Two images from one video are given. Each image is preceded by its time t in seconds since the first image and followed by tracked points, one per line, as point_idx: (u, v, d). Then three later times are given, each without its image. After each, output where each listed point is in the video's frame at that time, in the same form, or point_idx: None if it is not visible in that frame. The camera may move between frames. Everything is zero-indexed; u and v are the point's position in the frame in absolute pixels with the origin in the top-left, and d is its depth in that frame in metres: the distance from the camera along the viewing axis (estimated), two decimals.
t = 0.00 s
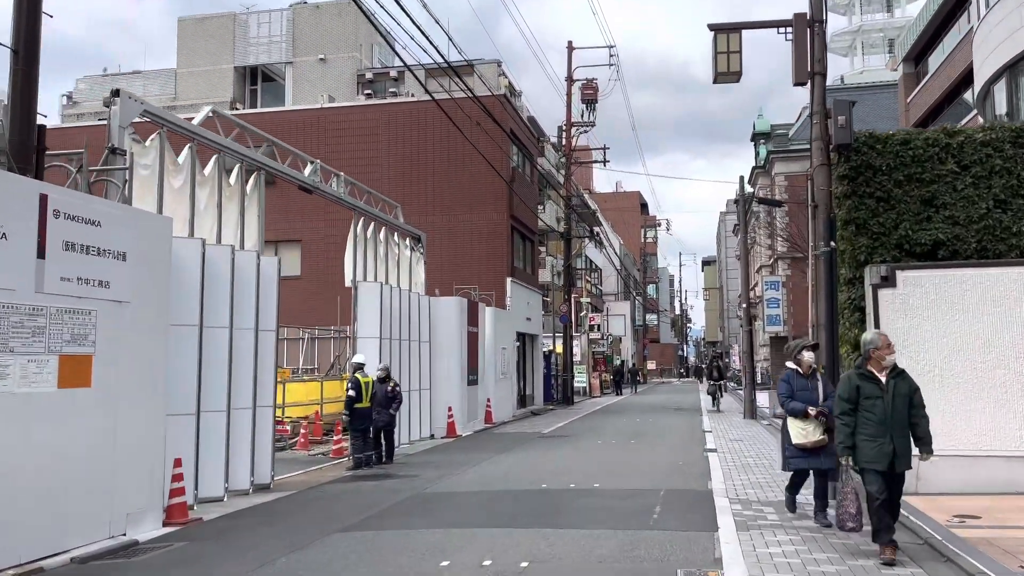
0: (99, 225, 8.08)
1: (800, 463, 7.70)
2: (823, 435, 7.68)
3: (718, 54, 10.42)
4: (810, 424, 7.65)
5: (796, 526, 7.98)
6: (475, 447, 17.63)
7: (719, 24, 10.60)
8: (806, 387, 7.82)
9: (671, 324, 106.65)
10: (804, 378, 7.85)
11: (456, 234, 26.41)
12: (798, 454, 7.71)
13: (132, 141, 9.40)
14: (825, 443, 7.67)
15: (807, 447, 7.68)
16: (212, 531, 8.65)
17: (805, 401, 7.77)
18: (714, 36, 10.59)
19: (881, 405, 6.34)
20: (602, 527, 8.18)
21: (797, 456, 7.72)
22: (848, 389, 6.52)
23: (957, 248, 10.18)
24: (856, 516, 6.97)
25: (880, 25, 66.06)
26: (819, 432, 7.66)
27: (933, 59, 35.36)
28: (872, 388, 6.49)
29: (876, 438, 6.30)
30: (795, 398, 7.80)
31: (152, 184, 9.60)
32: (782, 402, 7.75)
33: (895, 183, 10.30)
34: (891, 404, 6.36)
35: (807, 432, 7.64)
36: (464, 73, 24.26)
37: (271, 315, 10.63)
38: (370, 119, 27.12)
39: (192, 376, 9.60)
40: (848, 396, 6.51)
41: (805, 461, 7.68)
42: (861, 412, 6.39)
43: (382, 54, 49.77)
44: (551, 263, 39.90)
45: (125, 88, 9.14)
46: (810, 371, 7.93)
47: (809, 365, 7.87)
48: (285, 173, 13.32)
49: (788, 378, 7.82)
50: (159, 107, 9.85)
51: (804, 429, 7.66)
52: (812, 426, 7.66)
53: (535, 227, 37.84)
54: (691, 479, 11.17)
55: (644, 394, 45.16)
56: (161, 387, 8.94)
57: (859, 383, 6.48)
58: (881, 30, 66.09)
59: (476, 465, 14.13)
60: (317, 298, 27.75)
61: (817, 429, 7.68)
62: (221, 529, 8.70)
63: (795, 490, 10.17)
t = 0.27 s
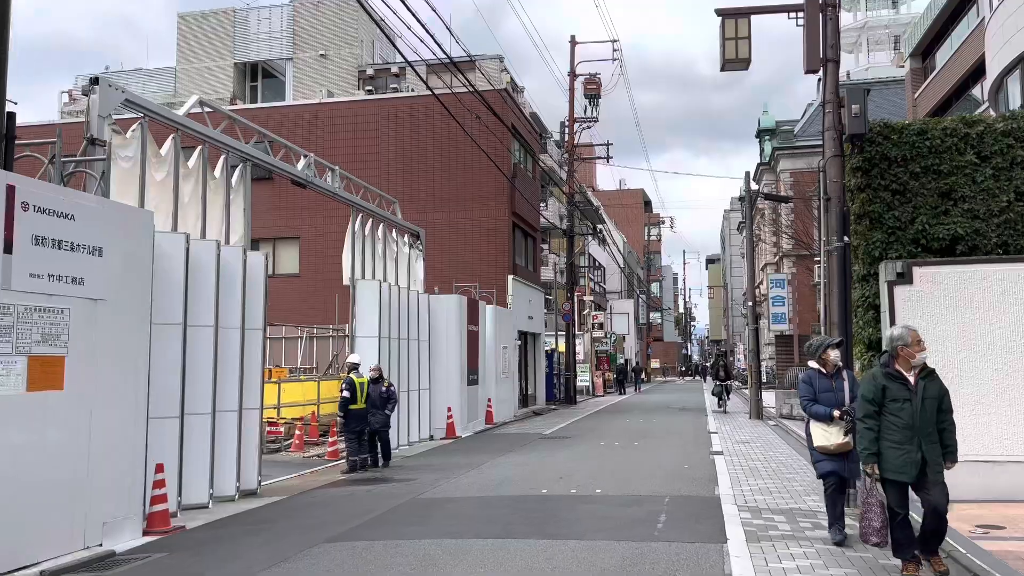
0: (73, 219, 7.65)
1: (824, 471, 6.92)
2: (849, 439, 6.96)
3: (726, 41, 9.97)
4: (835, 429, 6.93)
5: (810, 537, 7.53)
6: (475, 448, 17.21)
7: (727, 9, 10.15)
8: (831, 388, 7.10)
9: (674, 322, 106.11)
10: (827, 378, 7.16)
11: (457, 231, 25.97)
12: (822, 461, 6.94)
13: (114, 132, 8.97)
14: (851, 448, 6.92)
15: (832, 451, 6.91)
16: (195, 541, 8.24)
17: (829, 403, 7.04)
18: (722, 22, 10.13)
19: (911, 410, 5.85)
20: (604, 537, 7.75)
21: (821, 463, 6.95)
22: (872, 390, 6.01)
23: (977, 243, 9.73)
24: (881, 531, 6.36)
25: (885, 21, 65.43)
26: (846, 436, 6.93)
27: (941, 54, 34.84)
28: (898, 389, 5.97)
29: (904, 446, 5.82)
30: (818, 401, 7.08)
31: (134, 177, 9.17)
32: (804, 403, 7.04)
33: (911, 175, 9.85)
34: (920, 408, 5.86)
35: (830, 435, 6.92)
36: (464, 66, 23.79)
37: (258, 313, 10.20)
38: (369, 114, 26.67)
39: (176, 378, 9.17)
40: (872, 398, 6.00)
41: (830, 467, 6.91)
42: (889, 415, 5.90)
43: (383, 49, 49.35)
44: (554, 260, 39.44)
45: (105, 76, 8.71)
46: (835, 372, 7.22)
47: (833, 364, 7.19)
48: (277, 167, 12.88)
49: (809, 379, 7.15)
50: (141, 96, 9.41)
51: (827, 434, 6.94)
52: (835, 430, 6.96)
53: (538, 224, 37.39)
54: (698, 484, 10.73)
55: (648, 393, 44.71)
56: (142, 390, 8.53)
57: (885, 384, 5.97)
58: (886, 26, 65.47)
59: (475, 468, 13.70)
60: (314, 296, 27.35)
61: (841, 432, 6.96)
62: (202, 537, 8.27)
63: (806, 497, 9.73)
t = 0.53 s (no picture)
0: (38, 204, 7.27)
1: (843, 478, 6.38)
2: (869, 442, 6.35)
3: (726, 21, 9.56)
4: (852, 431, 6.36)
5: (813, 540, 7.13)
6: (470, 446, 16.82)
7: None
8: (846, 387, 6.56)
9: (677, 320, 105.65)
10: (842, 376, 6.62)
11: (454, 225, 25.59)
12: (841, 466, 6.39)
13: (87, 117, 8.60)
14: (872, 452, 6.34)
15: (851, 457, 6.34)
16: (169, 541, 7.87)
17: (844, 404, 6.51)
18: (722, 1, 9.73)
19: (930, 409, 5.30)
20: (596, 538, 7.36)
21: (839, 469, 6.39)
22: (889, 386, 5.47)
23: (987, 232, 9.35)
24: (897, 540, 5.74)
25: (888, 17, 64.92)
26: (865, 439, 6.35)
27: (945, 48, 34.40)
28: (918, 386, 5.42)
29: (921, 448, 5.29)
30: (834, 401, 6.56)
31: (108, 163, 8.79)
32: (818, 404, 6.51)
33: (918, 161, 9.46)
34: (942, 407, 5.31)
35: (846, 440, 6.34)
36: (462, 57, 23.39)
37: (239, 305, 9.81)
38: (366, 107, 26.26)
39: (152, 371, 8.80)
40: (889, 395, 5.46)
41: (849, 474, 6.38)
42: (905, 414, 5.37)
43: (383, 44, 48.98)
44: (554, 256, 39.04)
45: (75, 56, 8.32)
46: (851, 367, 6.68)
47: (847, 360, 6.64)
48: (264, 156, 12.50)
49: (821, 378, 6.60)
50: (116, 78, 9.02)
51: (844, 438, 6.36)
52: (852, 432, 6.37)
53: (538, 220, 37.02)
54: (696, 484, 10.33)
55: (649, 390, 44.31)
56: (115, 384, 8.17)
57: (903, 381, 5.44)
58: (890, 23, 64.96)
59: (468, 466, 13.33)
60: (310, 292, 27.01)
61: (860, 435, 6.35)
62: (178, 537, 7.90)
63: (808, 496, 9.33)
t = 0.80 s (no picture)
0: None
1: (856, 493, 5.50)
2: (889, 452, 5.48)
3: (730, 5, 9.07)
4: (870, 439, 5.46)
5: (822, 556, 6.64)
6: (465, 449, 16.36)
7: None
8: (866, 389, 5.62)
9: (679, 318, 105.26)
10: (861, 376, 5.67)
11: (452, 223, 25.16)
12: (854, 479, 5.51)
13: (54, 106, 8.05)
14: (892, 465, 5.47)
15: (867, 469, 5.48)
16: (137, 555, 7.43)
17: (864, 408, 5.57)
18: None
19: (972, 416, 4.57)
20: (588, 554, 6.90)
21: (852, 482, 5.53)
22: (924, 390, 4.71)
23: (1004, 227, 8.88)
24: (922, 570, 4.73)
25: (893, 13, 64.32)
26: (885, 449, 5.47)
27: (951, 43, 33.86)
28: (957, 390, 4.67)
29: (960, 462, 4.57)
30: (851, 405, 5.61)
31: (78, 156, 8.33)
32: (833, 408, 5.57)
33: (931, 152, 9.00)
34: (985, 416, 4.58)
35: (864, 449, 5.47)
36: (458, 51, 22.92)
37: (217, 304, 9.39)
38: (362, 102, 25.85)
39: (123, 375, 8.34)
40: (924, 400, 4.70)
41: (865, 489, 5.49)
42: (942, 422, 4.64)
43: (382, 40, 48.57)
44: (554, 254, 38.57)
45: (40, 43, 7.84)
46: (871, 367, 5.72)
47: (868, 359, 5.69)
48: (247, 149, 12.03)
49: (837, 375, 5.67)
50: (86, 67, 8.55)
51: (861, 446, 5.48)
52: (870, 441, 5.48)
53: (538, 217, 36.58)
54: (697, 492, 9.85)
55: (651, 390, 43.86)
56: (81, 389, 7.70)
57: (941, 383, 4.68)
58: (894, 19, 64.38)
59: (461, 471, 12.86)
60: (305, 290, 26.56)
61: (879, 444, 5.47)
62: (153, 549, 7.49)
63: (815, 506, 8.85)
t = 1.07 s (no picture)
0: None
1: (871, 502, 5.04)
2: (907, 458, 4.98)
3: None
4: (885, 444, 4.98)
5: (828, 561, 6.23)
6: (459, 445, 15.96)
7: None
8: (885, 387, 5.12)
9: (680, 314, 104.80)
10: (879, 372, 5.18)
11: (449, 216, 24.75)
12: (869, 488, 5.04)
13: (20, 86, 7.60)
14: (911, 471, 4.97)
15: (884, 477, 4.99)
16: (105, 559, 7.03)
17: (880, 408, 5.09)
18: None
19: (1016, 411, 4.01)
20: (580, 558, 6.50)
21: (868, 491, 5.05)
22: (960, 381, 4.11)
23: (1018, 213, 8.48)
24: None
25: (895, 7, 63.76)
26: (902, 455, 4.97)
27: (955, 35, 33.37)
28: (997, 382, 4.10)
29: (1003, 463, 3.99)
30: (869, 404, 5.13)
31: (46, 139, 7.88)
32: (848, 408, 5.09)
33: (943, 134, 8.59)
34: None
35: (877, 455, 4.99)
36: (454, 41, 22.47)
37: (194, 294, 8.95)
38: (357, 94, 25.42)
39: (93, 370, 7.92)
40: (959, 392, 4.11)
41: (880, 498, 5.01)
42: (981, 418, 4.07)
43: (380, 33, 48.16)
44: (554, 248, 38.13)
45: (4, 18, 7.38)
46: (890, 362, 5.22)
47: (888, 353, 5.18)
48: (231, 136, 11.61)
49: (853, 372, 5.20)
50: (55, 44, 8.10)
51: (875, 451, 5.00)
52: (885, 446, 5.00)
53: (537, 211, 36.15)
54: (696, 491, 9.45)
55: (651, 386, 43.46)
56: (47, 385, 7.28)
57: (981, 374, 4.10)
58: (897, 12, 63.82)
59: (452, 468, 12.46)
60: (298, 284, 26.15)
61: (896, 449, 4.98)
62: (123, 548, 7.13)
63: (820, 506, 8.43)
